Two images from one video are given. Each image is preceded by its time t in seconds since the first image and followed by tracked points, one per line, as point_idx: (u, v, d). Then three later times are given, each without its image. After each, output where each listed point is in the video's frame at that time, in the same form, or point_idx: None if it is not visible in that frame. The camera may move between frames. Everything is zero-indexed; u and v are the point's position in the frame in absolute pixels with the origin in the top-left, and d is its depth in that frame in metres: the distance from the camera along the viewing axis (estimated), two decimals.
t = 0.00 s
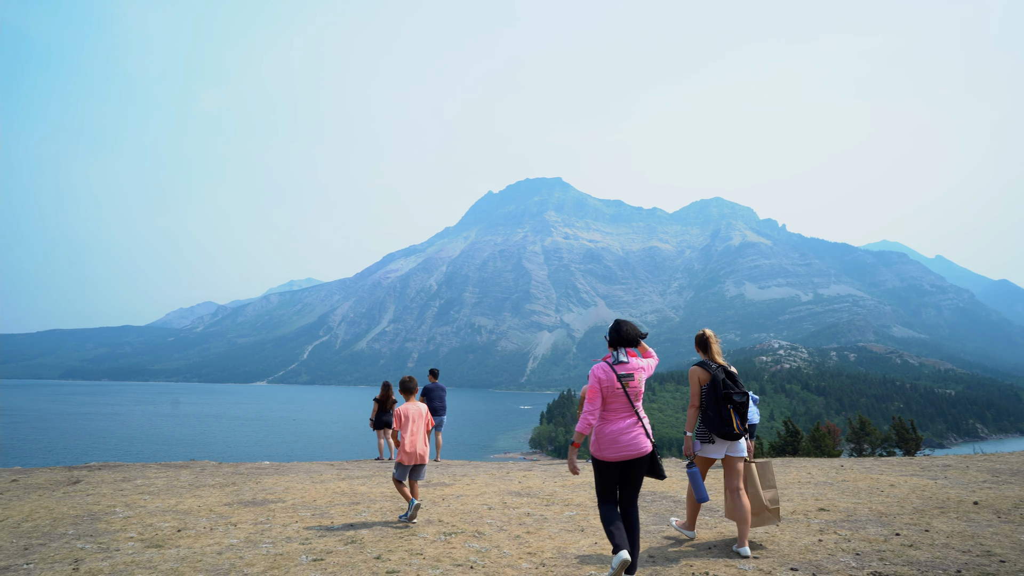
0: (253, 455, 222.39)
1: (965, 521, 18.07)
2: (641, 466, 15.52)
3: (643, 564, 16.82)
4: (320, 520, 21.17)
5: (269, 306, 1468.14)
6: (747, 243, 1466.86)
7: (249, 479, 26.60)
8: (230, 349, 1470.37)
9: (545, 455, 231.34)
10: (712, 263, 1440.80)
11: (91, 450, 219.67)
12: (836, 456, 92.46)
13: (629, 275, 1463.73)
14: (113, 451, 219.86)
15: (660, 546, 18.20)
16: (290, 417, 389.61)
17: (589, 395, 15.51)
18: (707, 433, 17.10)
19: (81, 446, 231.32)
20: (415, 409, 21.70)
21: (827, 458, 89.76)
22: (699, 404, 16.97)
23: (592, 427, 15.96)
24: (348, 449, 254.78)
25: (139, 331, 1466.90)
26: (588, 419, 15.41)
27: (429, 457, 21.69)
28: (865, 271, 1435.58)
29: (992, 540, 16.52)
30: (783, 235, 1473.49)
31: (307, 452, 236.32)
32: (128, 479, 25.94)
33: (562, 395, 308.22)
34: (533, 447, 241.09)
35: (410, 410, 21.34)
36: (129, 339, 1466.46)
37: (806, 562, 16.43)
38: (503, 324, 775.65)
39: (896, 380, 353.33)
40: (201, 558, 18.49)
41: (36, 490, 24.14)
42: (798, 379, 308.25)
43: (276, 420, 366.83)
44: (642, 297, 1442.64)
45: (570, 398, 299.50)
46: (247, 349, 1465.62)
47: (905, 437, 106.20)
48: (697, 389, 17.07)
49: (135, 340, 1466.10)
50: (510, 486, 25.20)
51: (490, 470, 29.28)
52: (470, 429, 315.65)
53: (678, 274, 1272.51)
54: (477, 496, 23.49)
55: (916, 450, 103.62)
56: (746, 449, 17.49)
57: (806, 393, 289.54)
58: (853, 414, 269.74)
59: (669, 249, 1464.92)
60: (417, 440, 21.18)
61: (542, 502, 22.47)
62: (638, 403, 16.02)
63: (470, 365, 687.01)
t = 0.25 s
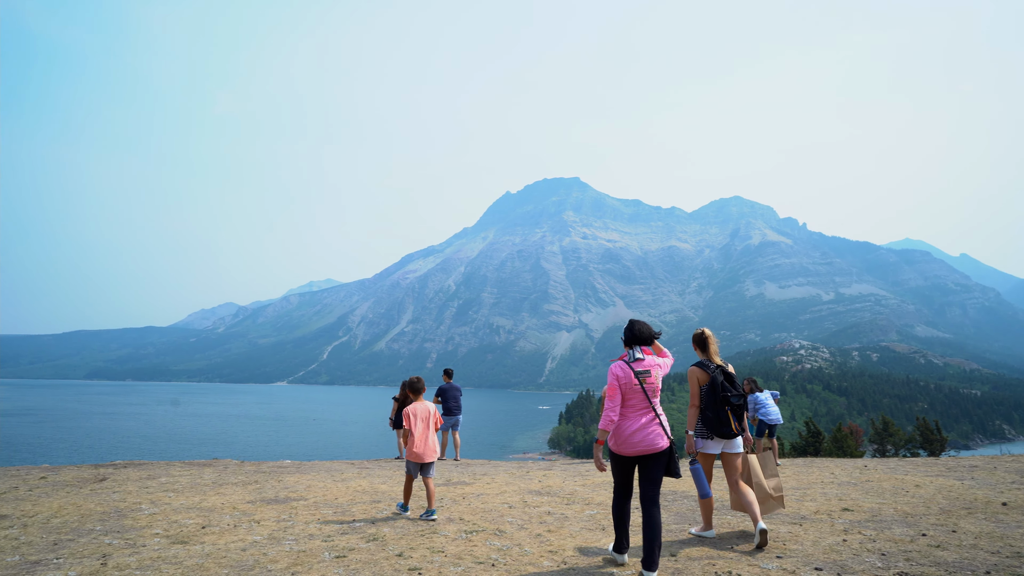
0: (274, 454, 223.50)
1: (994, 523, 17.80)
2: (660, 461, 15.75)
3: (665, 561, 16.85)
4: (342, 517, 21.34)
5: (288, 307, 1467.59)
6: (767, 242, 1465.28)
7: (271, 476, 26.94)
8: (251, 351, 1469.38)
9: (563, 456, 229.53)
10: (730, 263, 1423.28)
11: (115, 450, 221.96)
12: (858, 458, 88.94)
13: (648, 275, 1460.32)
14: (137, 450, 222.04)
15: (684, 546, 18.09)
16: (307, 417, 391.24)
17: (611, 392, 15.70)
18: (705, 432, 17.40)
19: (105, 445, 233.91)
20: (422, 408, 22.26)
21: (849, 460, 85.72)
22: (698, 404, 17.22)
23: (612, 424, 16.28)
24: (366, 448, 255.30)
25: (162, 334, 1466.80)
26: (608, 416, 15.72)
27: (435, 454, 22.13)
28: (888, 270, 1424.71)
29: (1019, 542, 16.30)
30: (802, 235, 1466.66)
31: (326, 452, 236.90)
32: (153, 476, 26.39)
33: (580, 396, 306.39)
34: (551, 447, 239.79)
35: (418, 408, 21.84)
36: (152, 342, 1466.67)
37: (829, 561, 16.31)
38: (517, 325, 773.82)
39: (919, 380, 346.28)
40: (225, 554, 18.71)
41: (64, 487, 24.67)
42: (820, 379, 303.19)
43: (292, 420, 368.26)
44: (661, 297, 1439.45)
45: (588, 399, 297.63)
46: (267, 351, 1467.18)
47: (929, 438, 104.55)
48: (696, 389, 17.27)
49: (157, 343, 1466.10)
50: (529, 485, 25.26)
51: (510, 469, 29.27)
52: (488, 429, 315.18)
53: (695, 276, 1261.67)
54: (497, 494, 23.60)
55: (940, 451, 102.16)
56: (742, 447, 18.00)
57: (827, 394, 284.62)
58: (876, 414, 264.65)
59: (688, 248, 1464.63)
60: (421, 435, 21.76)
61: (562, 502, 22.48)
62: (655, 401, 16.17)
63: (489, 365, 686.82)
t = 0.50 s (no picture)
0: (295, 453, 224.51)
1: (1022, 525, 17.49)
2: (671, 461, 16.25)
3: (687, 562, 16.79)
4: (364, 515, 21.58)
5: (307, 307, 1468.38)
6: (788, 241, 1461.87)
7: (293, 476, 27.18)
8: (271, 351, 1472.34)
9: (582, 456, 228.26)
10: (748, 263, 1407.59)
11: (139, 449, 224.37)
12: (882, 458, 87.78)
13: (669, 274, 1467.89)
14: (159, 449, 224.22)
15: (705, 546, 18.12)
16: (324, 417, 393.62)
17: (620, 399, 16.20)
18: (711, 428, 17.82)
19: (129, 444, 236.67)
20: (432, 406, 22.96)
21: (873, 461, 84.86)
22: (702, 401, 17.61)
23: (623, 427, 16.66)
24: (385, 448, 255.66)
25: (183, 334, 1467.51)
26: (618, 419, 16.08)
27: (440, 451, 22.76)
28: (910, 269, 1401.89)
29: None
30: (823, 234, 1464.83)
31: (345, 451, 237.32)
32: (176, 475, 26.78)
33: (597, 396, 304.55)
34: (570, 448, 237.60)
35: (426, 407, 22.54)
36: (175, 342, 1467.07)
37: (855, 562, 16.09)
38: (532, 326, 772.26)
39: (944, 381, 338.66)
40: (249, 551, 18.96)
41: (90, 485, 25.19)
42: (841, 379, 298.56)
43: (310, 420, 370.83)
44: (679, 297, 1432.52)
45: (605, 400, 295.86)
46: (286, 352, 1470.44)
47: (955, 439, 102.37)
48: (700, 388, 17.57)
49: (180, 343, 1466.04)
50: (550, 484, 25.29)
51: (529, 468, 29.32)
52: (507, 429, 314.35)
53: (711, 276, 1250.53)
54: (516, 493, 23.67)
55: (967, 453, 100.07)
56: (747, 439, 18.53)
57: (849, 394, 279.87)
58: (899, 415, 259.41)
59: (707, 247, 1463.88)
60: (428, 434, 22.32)
61: (582, 501, 22.50)
62: (663, 403, 16.58)
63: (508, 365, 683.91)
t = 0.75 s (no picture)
0: (314, 453, 225.38)
1: None
2: (677, 455, 17.09)
3: (706, 562, 16.73)
4: (383, 515, 21.67)
5: (328, 308, 1467.70)
6: (808, 240, 1465.89)
7: (313, 475, 27.42)
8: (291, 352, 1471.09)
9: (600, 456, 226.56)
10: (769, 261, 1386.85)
11: (162, 448, 226.68)
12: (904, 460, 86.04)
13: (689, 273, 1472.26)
14: (181, 448, 226.11)
15: (727, 545, 18.00)
16: (341, 417, 395.30)
17: (631, 393, 17.35)
18: (718, 428, 18.05)
19: (152, 443, 239.23)
20: (439, 406, 23.73)
21: (895, 462, 82.97)
22: (709, 400, 17.88)
23: (632, 417, 17.83)
24: (403, 448, 256.04)
25: (205, 334, 1466.52)
26: (628, 414, 17.20)
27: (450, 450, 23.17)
28: (934, 267, 1368.34)
29: None
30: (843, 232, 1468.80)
31: (363, 450, 237.80)
32: (199, 474, 27.16)
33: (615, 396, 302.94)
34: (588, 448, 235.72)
35: (432, 406, 23.49)
36: (197, 342, 1466.02)
37: (880, 562, 15.95)
38: (547, 326, 769.01)
39: (970, 381, 331.42)
40: (271, 549, 19.15)
41: (115, 483, 25.64)
42: (863, 379, 294.11)
43: (327, 420, 372.75)
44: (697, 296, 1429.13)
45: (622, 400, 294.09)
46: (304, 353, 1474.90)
47: (980, 440, 98.91)
48: (706, 387, 17.88)
49: (201, 343, 1465.54)
50: (569, 484, 25.24)
51: (548, 468, 29.30)
52: (525, 428, 313.61)
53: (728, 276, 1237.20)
54: (536, 493, 23.65)
55: (993, 454, 96.70)
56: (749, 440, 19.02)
57: (871, 394, 275.34)
58: (923, 416, 254.48)
59: (726, 246, 1466.68)
60: (438, 434, 22.85)
61: (602, 500, 22.50)
62: (673, 399, 17.48)
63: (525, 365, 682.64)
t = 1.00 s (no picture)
0: (334, 452, 226.10)
1: None
2: (688, 450, 17.50)
3: (731, 563, 16.58)
4: (403, 514, 21.78)
5: (346, 308, 1467.16)
6: (828, 238, 1467.63)
7: (334, 474, 27.66)
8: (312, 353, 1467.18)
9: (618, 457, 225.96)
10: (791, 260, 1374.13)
11: (184, 446, 229.07)
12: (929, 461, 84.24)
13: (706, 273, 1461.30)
14: (202, 447, 228.14)
15: (749, 545, 17.93)
16: (360, 417, 396.78)
17: (645, 389, 17.53)
18: (717, 424, 18.84)
19: (175, 442, 241.98)
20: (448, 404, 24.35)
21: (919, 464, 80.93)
22: (709, 397, 18.70)
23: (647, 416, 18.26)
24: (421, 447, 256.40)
25: (225, 335, 1466.34)
26: (643, 409, 17.46)
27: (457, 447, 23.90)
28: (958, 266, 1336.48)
29: None
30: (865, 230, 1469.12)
31: (381, 450, 238.12)
32: (221, 472, 27.52)
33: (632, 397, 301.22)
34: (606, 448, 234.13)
35: (442, 406, 23.83)
36: (217, 343, 1466.25)
37: (906, 564, 15.76)
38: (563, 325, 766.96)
39: (996, 381, 323.82)
40: (293, 547, 19.31)
41: (139, 481, 26.05)
42: (885, 380, 289.41)
43: (343, 420, 374.92)
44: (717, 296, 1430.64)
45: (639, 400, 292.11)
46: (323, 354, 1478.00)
47: (1007, 442, 95.80)
48: (707, 383, 18.72)
49: (222, 344, 1465.19)
50: (589, 484, 25.21)
51: (568, 468, 29.30)
52: (543, 428, 312.84)
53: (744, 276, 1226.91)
54: (556, 493, 23.68)
55: (1020, 455, 93.65)
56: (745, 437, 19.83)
57: (894, 395, 270.74)
58: (947, 417, 249.35)
59: (745, 246, 1467.13)
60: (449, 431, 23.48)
61: (622, 500, 22.46)
62: (686, 394, 17.84)
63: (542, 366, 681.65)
